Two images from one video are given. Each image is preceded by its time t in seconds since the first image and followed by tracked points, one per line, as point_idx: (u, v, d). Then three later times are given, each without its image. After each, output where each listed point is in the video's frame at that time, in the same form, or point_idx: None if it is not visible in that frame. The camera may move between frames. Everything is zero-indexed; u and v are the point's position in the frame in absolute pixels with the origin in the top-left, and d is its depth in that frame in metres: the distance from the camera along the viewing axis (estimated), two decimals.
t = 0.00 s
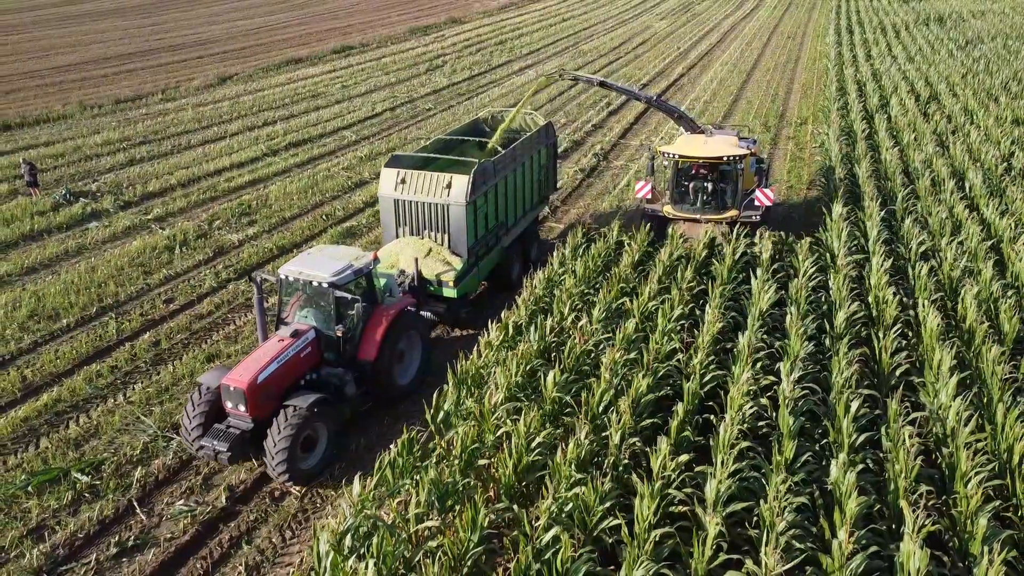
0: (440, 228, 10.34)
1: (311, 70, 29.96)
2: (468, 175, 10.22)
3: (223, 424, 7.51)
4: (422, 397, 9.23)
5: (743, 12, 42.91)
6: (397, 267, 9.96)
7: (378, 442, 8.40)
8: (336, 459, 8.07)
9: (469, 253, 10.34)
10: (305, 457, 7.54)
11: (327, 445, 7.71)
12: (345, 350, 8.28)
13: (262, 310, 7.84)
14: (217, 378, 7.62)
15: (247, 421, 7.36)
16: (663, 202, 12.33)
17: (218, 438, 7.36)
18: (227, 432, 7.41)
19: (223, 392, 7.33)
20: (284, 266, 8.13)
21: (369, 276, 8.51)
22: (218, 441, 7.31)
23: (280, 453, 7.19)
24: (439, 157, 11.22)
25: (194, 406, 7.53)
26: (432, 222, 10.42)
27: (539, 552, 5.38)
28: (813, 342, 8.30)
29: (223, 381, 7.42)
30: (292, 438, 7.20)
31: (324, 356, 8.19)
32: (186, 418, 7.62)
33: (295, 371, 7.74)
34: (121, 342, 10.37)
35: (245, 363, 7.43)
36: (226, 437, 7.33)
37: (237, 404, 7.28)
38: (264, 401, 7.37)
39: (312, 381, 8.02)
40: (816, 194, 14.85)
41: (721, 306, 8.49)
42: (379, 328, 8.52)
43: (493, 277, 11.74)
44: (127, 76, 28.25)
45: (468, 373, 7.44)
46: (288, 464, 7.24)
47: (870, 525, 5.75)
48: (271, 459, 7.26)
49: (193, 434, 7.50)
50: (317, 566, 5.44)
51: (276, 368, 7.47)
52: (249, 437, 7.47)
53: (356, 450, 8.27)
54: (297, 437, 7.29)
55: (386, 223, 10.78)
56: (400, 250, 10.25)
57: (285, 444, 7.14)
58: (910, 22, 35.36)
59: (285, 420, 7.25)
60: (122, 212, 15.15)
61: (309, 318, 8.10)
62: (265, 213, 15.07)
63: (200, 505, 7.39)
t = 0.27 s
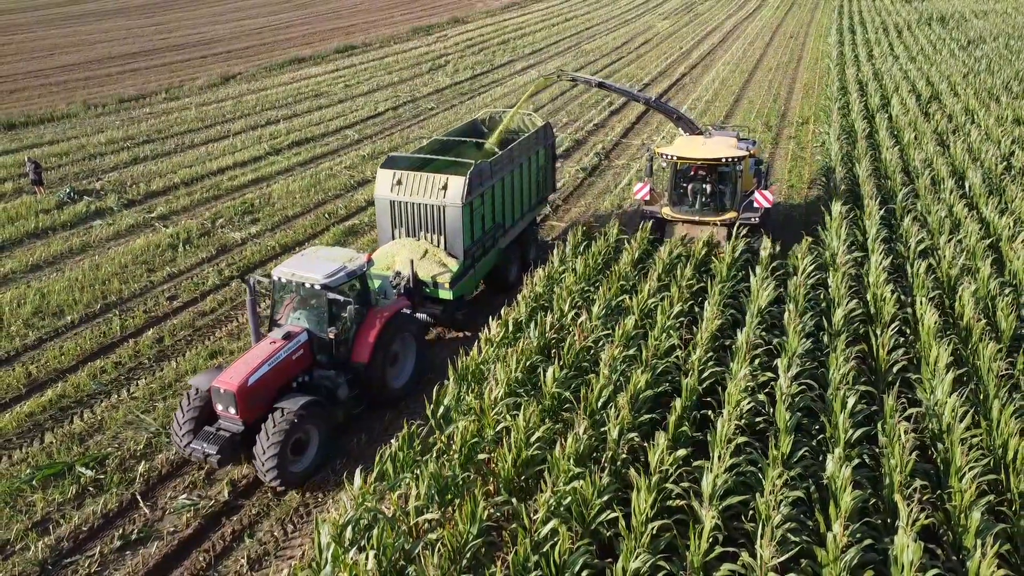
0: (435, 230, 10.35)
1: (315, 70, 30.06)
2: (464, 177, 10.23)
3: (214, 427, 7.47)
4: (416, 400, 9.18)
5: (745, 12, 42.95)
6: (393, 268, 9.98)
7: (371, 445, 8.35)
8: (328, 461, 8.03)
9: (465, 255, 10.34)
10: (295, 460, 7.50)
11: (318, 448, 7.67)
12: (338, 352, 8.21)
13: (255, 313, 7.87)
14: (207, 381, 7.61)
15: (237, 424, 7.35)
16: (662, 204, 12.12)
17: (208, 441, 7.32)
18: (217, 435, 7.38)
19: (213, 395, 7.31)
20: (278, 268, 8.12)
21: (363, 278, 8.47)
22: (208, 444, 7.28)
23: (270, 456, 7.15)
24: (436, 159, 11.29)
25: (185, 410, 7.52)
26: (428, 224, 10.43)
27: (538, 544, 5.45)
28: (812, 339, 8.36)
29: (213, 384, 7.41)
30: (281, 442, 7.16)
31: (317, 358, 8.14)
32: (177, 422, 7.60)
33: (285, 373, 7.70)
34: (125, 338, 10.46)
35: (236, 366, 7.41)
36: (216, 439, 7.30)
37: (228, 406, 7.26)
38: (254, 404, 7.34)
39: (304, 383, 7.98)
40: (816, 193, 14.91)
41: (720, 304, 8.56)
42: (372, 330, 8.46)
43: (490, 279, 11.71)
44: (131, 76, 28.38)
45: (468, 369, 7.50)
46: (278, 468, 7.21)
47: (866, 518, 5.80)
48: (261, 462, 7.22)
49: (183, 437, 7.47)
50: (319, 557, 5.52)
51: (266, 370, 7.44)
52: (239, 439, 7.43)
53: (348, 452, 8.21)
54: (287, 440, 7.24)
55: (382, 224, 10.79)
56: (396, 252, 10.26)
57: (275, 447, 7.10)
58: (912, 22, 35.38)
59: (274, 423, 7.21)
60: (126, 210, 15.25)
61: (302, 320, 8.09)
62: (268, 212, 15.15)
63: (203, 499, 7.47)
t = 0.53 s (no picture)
0: (431, 231, 10.27)
1: (316, 69, 30.15)
2: (459, 178, 10.11)
3: (203, 429, 7.46)
4: (409, 402, 9.12)
5: (746, 12, 43.00)
6: (388, 270, 9.96)
7: (363, 447, 8.29)
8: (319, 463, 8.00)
9: (460, 256, 10.26)
10: (286, 463, 7.44)
11: (310, 450, 7.62)
12: (330, 354, 8.14)
13: (246, 314, 7.89)
14: (198, 383, 7.57)
15: (227, 426, 7.32)
16: (659, 204, 12.13)
17: (198, 443, 7.32)
18: (207, 437, 7.38)
19: (203, 397, 7.27)
20: (269, 270, 8.07)
21: (355, 279, 8.38)
22: (197, 446, 7.29)
23: (260, 460, 7.12)
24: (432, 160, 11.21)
25: (176, 411, 7.47)
26: (423, 224, 10.34)
27: (536, 536, 5.51)
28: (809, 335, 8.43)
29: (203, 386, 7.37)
30: (271, 445, 7.11)
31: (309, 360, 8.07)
32: (167, 422, 7.55)
33: (276, 375, 7.62)
34: (128, 335, 10.56)
35: (226, 368, 7.35)
36: (205, 442, 7.31)
37: (217, 409, 7.22)
38: (244, 407, 7.29)
39: (296, 385, 7.92)
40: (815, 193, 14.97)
41: (718, 300, 8.64)
42: (364, 332, 8.39)
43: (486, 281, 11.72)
44: (133, 75, 28.47)
45: (468, 364, 7.58)
46: (268, 472, 7.18)
47: (860, 511, 5.86)
48: (251, 465, 7.19)
49: (173, 438, 7.44)
50: (321, 548, 5.61)
51: (257, 373, 7.37)
52: (228, 442, 7.45)
53: (339, 455, 8.15)
54: (277, 444, 7.19)
55: (377, 224, 10.74)
56: (391, 253, 10.22)
57: (265, 450, 7.06)
58: (913, 21, 35.44)
59: (264, 426, 7.16)
60: (128, 208, 15.34)
61: (293, 322, 8.00)
62: (269, 210, 15.23)
63: (205, 493, 7.54)
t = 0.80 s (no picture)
0: (425, 232, 10.31)
1: (317, 68, 30.26)
2: (454, 179, 10.13)
3: (193, 432, 7.40)
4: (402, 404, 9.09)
5: (747, 12, 43.07)
6: (383, 271, 9.99)
7: (355, 450, 8.27)
8: (309, 465, 7.95)
9: (455, 257, 10.29)
10: (277, 465, 7.41)
11: (300, 452, 7.58)
12: (322, 356, 8.13)
13: (237, 315, 7.85)
14: (188, 386, 7.51)
15: (217, 428, 7.24)
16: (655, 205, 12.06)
17: (187, 446, 7.26)
18: (196, 440, 7.31)
19: (192, 399, 7.20)
20: (260, 271, 7.97)
21: (348, 280, 8.29)
22: (186, 449, 7.22)
23: (250, 463, 7.06)
24: (429, 161, 11.18)
25: (166, 413, 7.42)
26: (418, 225, 10.39)
27: (533, 526, 5.59)
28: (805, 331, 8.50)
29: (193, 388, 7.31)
30: (261, 448, 7.06)
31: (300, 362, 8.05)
32: (157, 425, 7.50)
33: (267, 377, 7.59)
34: (131, 331, 10.65)
35: (216, 370, 7.30)
36: (195, 445, 7.24)
37: (207, 411, 7.16)
38: (234, 408, 7.22)
39: (287, 387, 7.89)
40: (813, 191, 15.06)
41: (715, 297, 8.72)
42: (357, 334, 8.37)
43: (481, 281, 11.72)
44: (135, 74, 28.56)
45: (467, 359, 7.66)
46: (258, 474, 7.12)
47: (853, 502, 5.94)
48: (241, 468, 7.13)
49: (164, 440, 7.39)
50: (322, 538, 5.69)
51: (247, 374, 7.32)
52: (218, 445, 7.38)
53: (331, 457, 8.13)
54: (267, 447, 7.14)
55: (372, 226, 10.77)
56: (385, 254, 10.24)
57: (255, 453, 7.01)
58: (912, 21, 35.51)
59: (254, 428, 7.10)
60: (131, 207, 15.43)
61: (285, 323, 7.97)
62: (271, 208, 15.31)
63: (208, 486, 7.65)
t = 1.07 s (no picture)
0: (420, 232, 10.23)
1: (318, 67, 30.35)
2: (448, 179, 10.06)
3: (184, 433, 7.37)
4: (395, 405, 9.09)
5: (747, 11, 43.15)
6: (377, 271, 9.91)
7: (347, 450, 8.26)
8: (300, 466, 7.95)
9: (449, 258, 10.21)
10: (267, 466, 7.41)
11: (290, 455, 7.59)
12: (313, 357, 8.11)
13: (229, 318, 7.76)
14: (178, 387, 7.49)
15: (207, 429, 7.20)
16: (650, 206, 12.12)
17: (176, 448, 7.23)
18: (186, 441, 7.28)
19: (182, 401, 7.16)
20: (251, 271, 7.99)
21: (339, 281, 8.31)
22: (176, 451, 7.19)
23: (240, 463, 7.09)
24: (422, 160, 11.19)
25: (156, 414, 7.41)
26: (412, 226, 10.30)
27: (530, 517, 5.68)
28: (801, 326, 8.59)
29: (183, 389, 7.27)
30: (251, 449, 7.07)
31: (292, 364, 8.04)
32: (148, 426, 7.48)
33: (258, 379, 7.55)
34: (133, 327, 10.74)
35: (206, 371, 7.28)
36: (185, 446, 7.21)
37: (196, 412, 7.11)
38: (224, 410, 7.20)
39: (278, 389, 7.88)
40: (811, 189, 15.13)
41: (712, 293, 8.81)
42: (348, 335, 8.36)
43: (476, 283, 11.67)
44: (137, 74, 28.66)
45: (466, 354, 7.75)
46: (247, 474, 7.13)
47: (846, 493, 6.03)
48: (231, 468, 7.15)
49: (154, 442, 7.36)
50: (322, 528, 5.78)
51: (238, 375, 7.30)
52: (209, 446, 7.35)
53: (323, 458, 8.12)
54: (256, 448, 7.15)
55: (366, 226, 10.68)
56: (379, 255, 10.18)
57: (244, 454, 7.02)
58: (912, 21, 35.58)
59: (244, 430, 7.11)
60: (132, 205, 15.53)
61: (276, 324, 7.96)
62: (271, 206, 15.40)
63: (210, 477, 7.75)
